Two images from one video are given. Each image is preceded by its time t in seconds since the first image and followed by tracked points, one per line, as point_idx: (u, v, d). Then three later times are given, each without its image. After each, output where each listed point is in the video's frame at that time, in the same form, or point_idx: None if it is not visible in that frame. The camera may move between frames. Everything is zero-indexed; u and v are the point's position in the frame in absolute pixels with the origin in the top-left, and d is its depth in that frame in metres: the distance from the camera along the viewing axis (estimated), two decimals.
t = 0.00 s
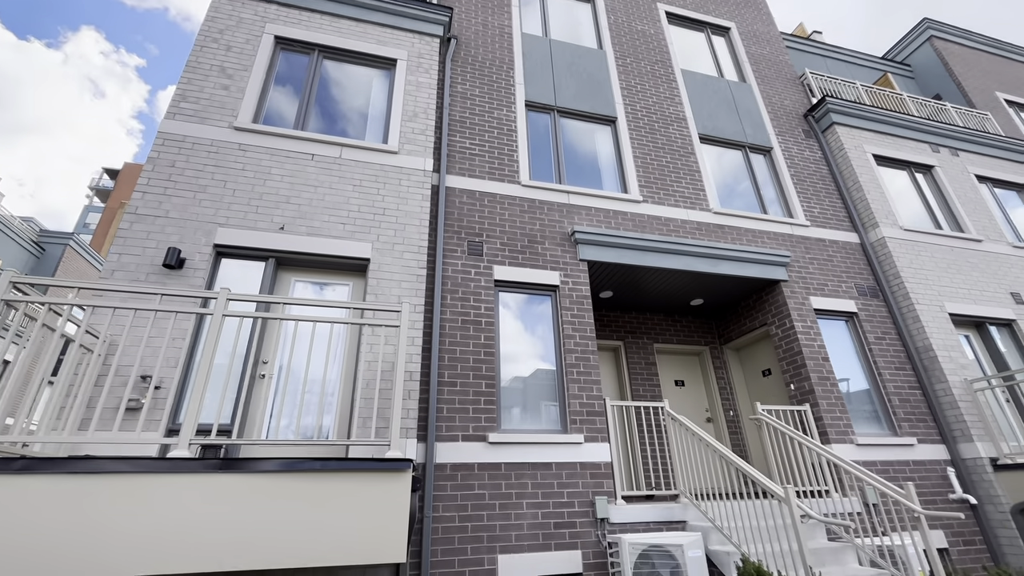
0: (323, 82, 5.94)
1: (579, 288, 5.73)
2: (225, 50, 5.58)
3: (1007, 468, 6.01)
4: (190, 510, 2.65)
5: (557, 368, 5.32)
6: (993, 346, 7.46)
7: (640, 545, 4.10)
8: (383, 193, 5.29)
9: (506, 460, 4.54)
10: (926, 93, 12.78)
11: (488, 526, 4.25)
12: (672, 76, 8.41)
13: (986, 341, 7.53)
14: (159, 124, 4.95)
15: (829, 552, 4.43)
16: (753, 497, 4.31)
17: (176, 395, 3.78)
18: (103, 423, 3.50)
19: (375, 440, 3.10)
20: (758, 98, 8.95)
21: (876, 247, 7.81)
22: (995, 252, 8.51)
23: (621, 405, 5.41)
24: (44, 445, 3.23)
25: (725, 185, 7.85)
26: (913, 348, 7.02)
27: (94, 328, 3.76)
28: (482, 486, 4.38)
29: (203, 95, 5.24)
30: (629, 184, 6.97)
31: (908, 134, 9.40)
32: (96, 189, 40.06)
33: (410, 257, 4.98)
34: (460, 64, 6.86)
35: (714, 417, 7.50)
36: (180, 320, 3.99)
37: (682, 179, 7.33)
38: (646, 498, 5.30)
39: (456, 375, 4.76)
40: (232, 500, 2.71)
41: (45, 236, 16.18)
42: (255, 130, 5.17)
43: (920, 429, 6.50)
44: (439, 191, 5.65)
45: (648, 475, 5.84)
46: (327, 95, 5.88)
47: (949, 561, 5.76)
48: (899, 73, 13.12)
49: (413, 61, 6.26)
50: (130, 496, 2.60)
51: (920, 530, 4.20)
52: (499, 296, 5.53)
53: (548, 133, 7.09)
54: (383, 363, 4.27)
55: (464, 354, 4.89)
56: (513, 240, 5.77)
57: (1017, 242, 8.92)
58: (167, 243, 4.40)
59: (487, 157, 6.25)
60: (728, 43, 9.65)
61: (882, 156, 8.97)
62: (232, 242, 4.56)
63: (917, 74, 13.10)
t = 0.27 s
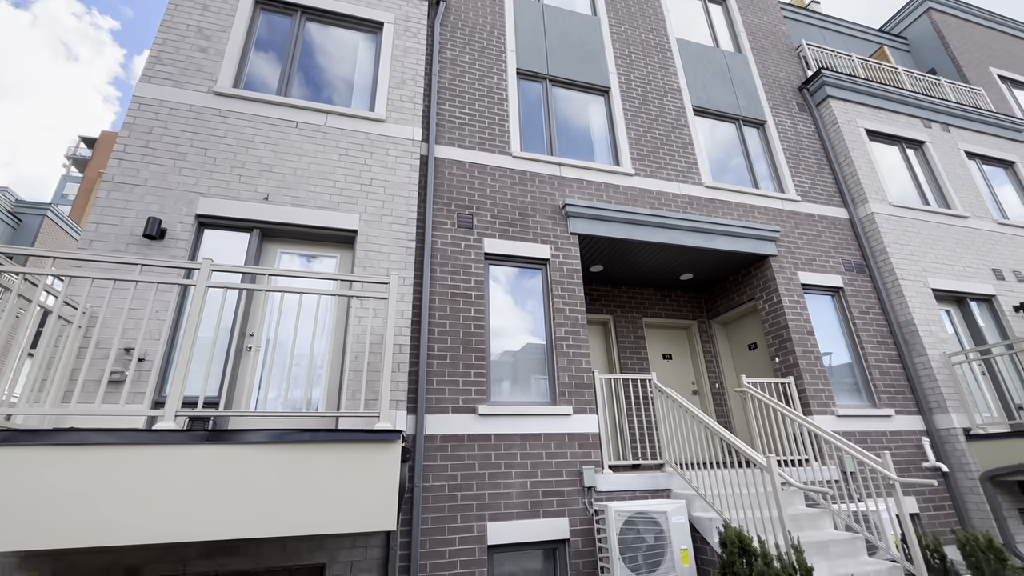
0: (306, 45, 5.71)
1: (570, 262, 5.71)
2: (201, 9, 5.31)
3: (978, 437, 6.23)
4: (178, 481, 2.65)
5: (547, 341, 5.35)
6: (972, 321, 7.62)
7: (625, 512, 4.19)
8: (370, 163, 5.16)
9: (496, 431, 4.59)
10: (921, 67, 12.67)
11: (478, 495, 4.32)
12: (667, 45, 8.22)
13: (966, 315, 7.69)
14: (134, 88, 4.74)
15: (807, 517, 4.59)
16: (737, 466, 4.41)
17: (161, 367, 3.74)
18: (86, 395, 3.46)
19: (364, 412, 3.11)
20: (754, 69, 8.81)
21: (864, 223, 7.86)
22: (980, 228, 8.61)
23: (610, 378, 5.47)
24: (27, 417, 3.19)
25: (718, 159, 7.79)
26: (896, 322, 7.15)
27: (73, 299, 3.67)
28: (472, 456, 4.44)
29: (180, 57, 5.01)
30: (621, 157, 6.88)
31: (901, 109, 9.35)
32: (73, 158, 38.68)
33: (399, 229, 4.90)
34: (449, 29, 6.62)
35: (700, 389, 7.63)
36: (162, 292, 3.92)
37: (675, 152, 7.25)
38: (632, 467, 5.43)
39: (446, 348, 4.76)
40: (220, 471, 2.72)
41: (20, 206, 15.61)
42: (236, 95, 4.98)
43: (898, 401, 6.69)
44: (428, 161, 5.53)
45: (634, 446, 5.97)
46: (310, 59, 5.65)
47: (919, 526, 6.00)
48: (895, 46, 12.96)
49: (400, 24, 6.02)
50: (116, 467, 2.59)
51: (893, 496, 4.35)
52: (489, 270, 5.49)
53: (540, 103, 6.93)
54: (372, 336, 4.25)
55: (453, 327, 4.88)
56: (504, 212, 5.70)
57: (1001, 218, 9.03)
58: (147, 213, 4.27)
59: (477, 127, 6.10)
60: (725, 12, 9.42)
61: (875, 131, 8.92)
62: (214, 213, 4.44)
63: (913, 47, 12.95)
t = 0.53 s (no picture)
0: (285, 8, 5.47)
1: (556, 238, 5.69)
2: None
3: (944, 412, 6.49)
4: (157, 454, 2.63)
5: (532, 318, 5.36)
6: (945, 301, 7.85)
7: (605, 485, 4.31)
8: (353, 133, 5.02)
9: (480, 406, 4.63)
10: (909, 49, 12.68)
11: (461, 468, 4.38)
12: (659, 18, 8.07)
13: (939, 296, 7.91)
14: (101, 49, 4.50)
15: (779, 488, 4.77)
16: (714, 440, 4.53)
17: (137, 340, 3.66)
18: (59, 368, 3.38)
19: (346, 386, 3.10)
20: (744, 46, 8.71)
21: (847, 204, 7.95)
22: (957, 211, 8.78)
23: (593, 354, 5.53)
24: None
25: (706, 137, 7.76)
26: (872, 302, 7.32)
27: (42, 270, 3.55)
28: (456, 430, 4.48)
29: (149, 17, 4.76)
30: (609, 133, 6.81)
31: (888, 90, 9.37)
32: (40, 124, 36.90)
33: (382, 202, 4.81)
34: None
35: (681, 366, 7.77)
36: (136, 264, 3.81)
37: (663, 129, 7.19)
38: (613, 441, 5.55)
39: (430, 324, 4.75)
40: (199, 444, 2.70)
41: None
42: (211, 59, 4.77)
43: (871, 378, 6.90)
44: (412, 133, 5.40)
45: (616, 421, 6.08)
46: (289, 23, 5.42)
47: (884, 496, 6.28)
48: (885, 26, 12.91)
49: None
50: (92, 441, 2.55)
51: (861, 468, 4.53)
52: (474, 245, 5.44)
53: (528, 75, 6.78)
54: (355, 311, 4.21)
55: (438, 303, 4.86)
56: (490, 187, 5.63)
57: (978, 201, 9.22)
58: (118, 181, 4.12)
59: (463, 99, 5.96)
60: None
61: (861, 112, 8.95)
62: (190, 183, 4.29)
63: (902, 28, 12.92)
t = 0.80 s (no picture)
0: None
1: (536, 217, 5.65)
2: None
3: (903, 392, 6.80)
4: (121, 428, 2.57)
5: (510, 297, 5.36)
6: (910, 286, 8.12)
7: (579, 461, 4.40)
8: (328, 103, 4.85)
9: (456, 382, 4.65)
10: (890, 36, 12.79)
11: (437, 443, 4.42)
12: None
13: (905, 281, 8.19)
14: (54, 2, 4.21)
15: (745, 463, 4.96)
16: (685, 417, 4.65)
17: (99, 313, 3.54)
18: (14, 340, 3.25)
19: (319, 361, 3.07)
20: (729, 27, 8.66)
21: (823, 190, 8.09)
22: (927, 199, 9.02)
23: (570, 333, 5.58)
24: None
25: (688, 118, 7.75)
26: (842, 286, 7.53)
27: None
28: (432, 406, 4.50)
29: None
30: (592, 111, 6.74)
31: (867, 76, 9.46)
32: None
33: (359, 176, 4.69)
34: None
35: (657, 346, 7.91)
36: (98, 233, 3.65)
37: (646, 108, 7.14)
38: (589, 417, 5.66)
39: (407, 300, 4.71)
40: (167, 417, 2.66)
41: None
42: (176, 19, 4.52)
43: (837, 359, 7.15)
44: (391, 105, 5.25)
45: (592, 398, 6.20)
46: None
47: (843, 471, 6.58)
48: (868, 12, 12.97)
49: None
50: (53, 414, 2.48)
51: (822, 444, 4.72)
52: (453, 222, 5.38)
53: (512, 49, 6.63)
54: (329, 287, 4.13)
55: (415, 280, 4.81)
56: (470, 163, 5.54)
57: (947, 190, 9.48)
58: (77, 146, 3.91)
59: (444, 71, 5.79)
60: None
61: (841, 98, 9.04)
62: (154, 150, 4.11)
63: (884, 15, 13.00)
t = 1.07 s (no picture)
0: None
1: (509, 195, 5.60)
2: None
3: (856, 375, 7.14)
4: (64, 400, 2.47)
5: (481, 276, 5.32)
6: (868, 275, 8.45)
7: (543, 438, 4.45)
8: (295, 69, 4.63)
9: (425, 360, 4.62)
10: (863, 29, 13.01)
11: (404, 420, 4.41)
12: None
13: (863, 270, 8.51)
14: None
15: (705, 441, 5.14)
16: (650, 397, 4.76)
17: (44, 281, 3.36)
18: None
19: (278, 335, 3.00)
20: (709, 10, 8.63)
21: (791, 178, 8.26)
22: (889, 191, 9.33)
23: (541, 314, 5.60)
24: None
25: (665, 102, 7.75)
26: (805, 272, 7.77)
27: None
28: (399, 384, 4.47)
29: None
30: (569, 90, 6.66)
31: (840, 68, 9.63)
32: None
33: (326, 147, 4.53)
34: None
35: (627, 328, 8.03)
36: (40, 197, 3.44)
37: (624, 90, 7.10)
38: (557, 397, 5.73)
39: (376, 277, 4.62)
40: (117, 389, 2.57)
41: None
42: None
43: (797, 343, 7.41)
44: (361, 74, 5.06)
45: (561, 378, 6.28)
46: None
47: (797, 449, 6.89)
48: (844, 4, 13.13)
49: None
50: None
51: (778, 424, 4.92)
52: (425, 198, 5.27)
53: (489, 22, 6.45)
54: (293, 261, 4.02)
55: (384, 256, 4.72)
56: (443, 138, 5.41)
57: (908, 183, 9.83)
58: (16, 102, 3.64)
59: (418, 41, 5.60)
60: None
61: (813, 88, 9.18)
62: (103, 110, 3.86)
63: (859, 7, 13.19)
